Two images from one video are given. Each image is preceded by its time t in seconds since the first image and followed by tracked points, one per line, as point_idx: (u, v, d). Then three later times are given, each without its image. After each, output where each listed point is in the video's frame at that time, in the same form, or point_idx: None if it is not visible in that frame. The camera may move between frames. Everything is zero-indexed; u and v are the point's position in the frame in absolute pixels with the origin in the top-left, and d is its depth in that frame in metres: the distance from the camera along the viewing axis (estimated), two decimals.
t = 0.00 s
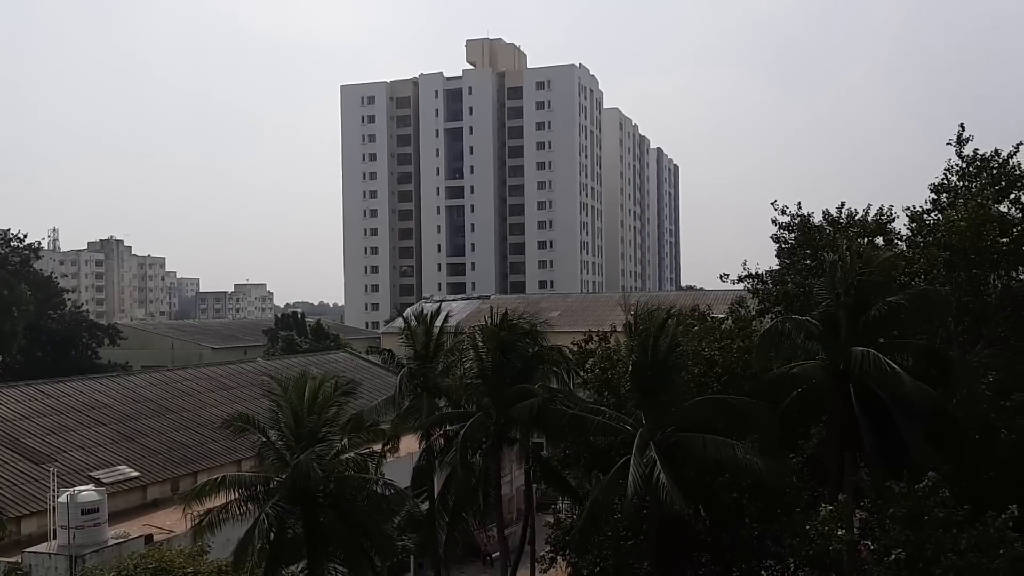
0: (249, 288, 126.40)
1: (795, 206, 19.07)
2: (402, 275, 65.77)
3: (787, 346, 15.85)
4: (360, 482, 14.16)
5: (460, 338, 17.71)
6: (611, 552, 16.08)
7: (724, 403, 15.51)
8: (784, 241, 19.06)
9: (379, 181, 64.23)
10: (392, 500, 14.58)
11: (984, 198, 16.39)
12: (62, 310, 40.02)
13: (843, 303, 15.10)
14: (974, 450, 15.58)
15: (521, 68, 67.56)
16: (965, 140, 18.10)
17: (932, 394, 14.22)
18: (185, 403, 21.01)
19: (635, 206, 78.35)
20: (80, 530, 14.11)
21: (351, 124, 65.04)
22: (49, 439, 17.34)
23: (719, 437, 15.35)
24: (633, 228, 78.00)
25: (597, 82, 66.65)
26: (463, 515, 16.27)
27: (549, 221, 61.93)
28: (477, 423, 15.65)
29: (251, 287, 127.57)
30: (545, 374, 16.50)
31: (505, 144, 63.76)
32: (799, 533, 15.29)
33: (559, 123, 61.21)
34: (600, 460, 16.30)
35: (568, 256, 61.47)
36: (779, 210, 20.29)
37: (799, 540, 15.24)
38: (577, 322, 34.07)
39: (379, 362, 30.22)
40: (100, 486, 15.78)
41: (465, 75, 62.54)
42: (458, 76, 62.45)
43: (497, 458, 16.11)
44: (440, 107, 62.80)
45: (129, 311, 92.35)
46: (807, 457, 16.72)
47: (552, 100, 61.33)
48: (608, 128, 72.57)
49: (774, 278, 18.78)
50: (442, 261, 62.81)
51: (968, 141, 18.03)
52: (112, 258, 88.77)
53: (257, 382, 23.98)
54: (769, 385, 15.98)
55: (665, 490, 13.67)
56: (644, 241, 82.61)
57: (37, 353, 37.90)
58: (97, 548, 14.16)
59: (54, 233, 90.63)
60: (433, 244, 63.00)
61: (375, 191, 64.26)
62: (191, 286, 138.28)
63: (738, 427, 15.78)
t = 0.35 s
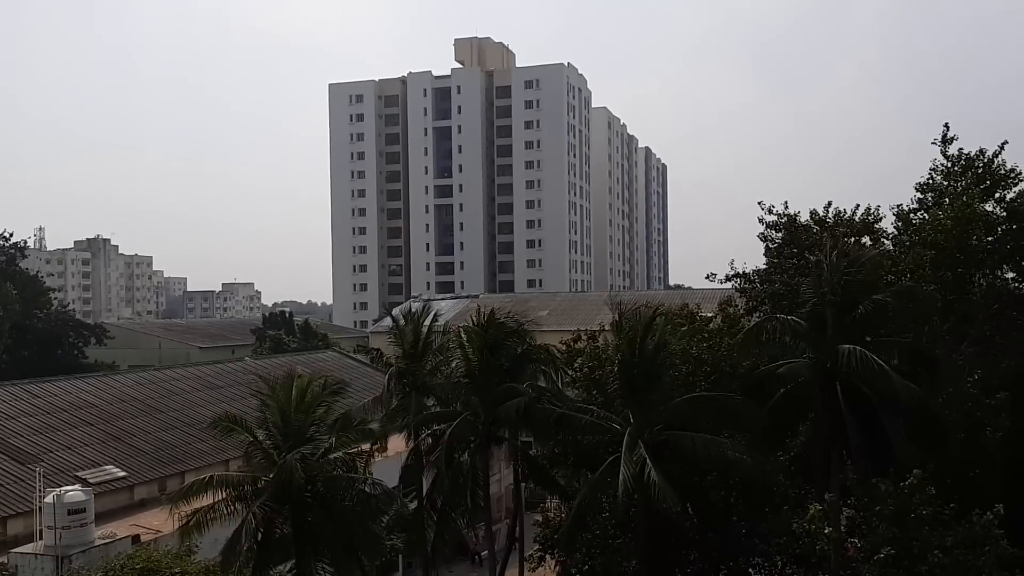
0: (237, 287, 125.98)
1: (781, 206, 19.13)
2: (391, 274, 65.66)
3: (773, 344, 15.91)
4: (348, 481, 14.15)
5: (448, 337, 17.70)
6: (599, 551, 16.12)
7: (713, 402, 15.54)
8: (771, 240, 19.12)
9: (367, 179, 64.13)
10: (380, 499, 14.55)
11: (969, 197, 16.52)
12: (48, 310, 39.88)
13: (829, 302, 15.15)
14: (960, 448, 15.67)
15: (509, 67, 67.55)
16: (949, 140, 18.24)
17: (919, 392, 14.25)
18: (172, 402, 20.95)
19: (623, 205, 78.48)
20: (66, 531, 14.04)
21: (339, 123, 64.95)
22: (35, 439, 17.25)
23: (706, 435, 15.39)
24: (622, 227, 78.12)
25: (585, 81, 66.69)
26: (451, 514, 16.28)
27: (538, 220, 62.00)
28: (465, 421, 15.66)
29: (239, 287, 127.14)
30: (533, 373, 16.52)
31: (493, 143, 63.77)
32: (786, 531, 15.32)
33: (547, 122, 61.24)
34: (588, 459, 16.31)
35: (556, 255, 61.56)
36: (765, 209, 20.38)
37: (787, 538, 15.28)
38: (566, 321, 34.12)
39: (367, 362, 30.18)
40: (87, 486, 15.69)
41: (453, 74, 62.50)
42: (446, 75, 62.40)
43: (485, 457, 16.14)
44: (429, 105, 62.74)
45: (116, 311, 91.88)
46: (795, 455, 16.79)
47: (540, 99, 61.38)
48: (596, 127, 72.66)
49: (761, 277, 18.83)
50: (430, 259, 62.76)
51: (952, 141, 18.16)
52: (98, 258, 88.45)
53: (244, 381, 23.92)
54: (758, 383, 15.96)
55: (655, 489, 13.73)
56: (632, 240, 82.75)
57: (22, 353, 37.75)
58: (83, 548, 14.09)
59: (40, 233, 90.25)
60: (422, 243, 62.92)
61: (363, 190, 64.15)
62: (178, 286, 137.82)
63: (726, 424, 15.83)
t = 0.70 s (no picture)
0: (223, 287, 125.45)
1: (766, 206, 19.16)
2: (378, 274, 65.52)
3: (759, 343, 15.98)
4: (336, 483, 14.08)
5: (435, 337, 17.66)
6: (586, 551, 16.13)
7: (699, 401, 15.58)
8: (756, 241, 19.16)
9: (354, 179, 64.00)
10: (368, 500, 14.49)
11: (953, 197, 16.62)
12: (33, 310, 39.67)
13: (815, 301, 15.22)
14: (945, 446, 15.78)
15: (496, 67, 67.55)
16: (933, 140, 18.32)
17: (905, 390, 14.34)
18: (158, 404, 20.86)
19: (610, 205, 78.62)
20: (52, 533, 13.95)
21: (326, 123, 64.80)
22: (20, 441, 17.13)
23: (693, 434, 15.43)
24: (609, 227, 78.26)
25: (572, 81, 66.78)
26: (438, 515, 16.26)
27: (525, 220, 62.06)
28: (451, 422, 15.66)
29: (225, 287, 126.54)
30: (520, 373, 16.55)
31: (481, 143, 63.75)
32: (773, 530, 15.36)
33: (535, 122, 61.31)
34: (576, 459, 16.31)
35: (544, 256, 61.65)
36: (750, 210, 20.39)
37: (774, 537, 15.33)
38: (554, 321, 34.14)
39: (354, 362, 30.09)
40: (72, 488, 15.60)
41: (441, 74, 62.43)
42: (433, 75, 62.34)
43: (472, 458, 16.08)
44: (417, 105, 62.71)
45: (101, 312, 91.42)
46: (782, 454, 16.86)
47: (528, 99, 61.45)
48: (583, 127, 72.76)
49: (747, 277, 18.85)
50: (418, 260, 62.66)
51: (936, 141, 18.23)
52: (84, 258, 87.95)
53: (230, 382, 23.85)
54: (744, 382, 15.99)
55: (645, 488, 13.75)
56: (619, 240, 82.91)
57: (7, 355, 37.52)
58: (68, 551, 14.01)
59: (24, 234, 89.70)
60: (410, 243, 62.79)
61: (350, 190, 64.02)
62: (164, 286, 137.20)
63: (713, 424, 15.87)
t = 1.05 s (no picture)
0: (206, 288, 124.72)
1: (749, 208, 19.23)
2: (362, 275, 65.35)
3: (741, 343, 16.06)
4: (319, 484, 14.04)
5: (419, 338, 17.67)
6: (571, 552, 16.12)
7: (683, 401, 15.62)
8: (738, 242, 19.22)
9: (338, 180, 63.82)
10: (351, 501, 14.47)
11: (933, 198, 16.77)
12: (15, 310, 39.39)
13: (799, 301, 15.24)
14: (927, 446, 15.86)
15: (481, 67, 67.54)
16: (913, 142, 18.46)
17: (887, 390, 14.43)
18: (140, 405, 20.73)
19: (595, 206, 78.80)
20: (32, 536, 13.81)
21: (310, 123, 64.58)
22: None
23: (676, 435, 15.45)
24: (593, 228, 78.45)
25: (557, 82, 66.90)
26: (422, 516, 16.22)
27: (510, 221, 62.13)
28: (434, 423, 15.62)
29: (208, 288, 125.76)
30: (504, 374, 16.54)
31: (465, 143, 63.73)
32: (756, 530, 15.42)
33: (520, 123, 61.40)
34: (560, 459, 16.31)
35: (529, 256, 61.76)
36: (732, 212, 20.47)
37: (757, 537, 15.39)
38: (538, 322, 34.19)
39: (337, 362, 30.00)
40: (52, 490, 15.48)
41: (425, 74, 62.34)
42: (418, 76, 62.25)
43: (456, 459, 16.09)
44: (401, 105, 62.40)
45: (82, 312, 90.71)
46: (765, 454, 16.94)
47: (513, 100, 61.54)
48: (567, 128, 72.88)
49: (730, 279, 18.91)
50: (402, 260, 62.50)
51: (917, 142, 18.38)
52: (65, 258, 87.23)
53: (213, 383, 23.74)
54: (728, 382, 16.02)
55: (631, 488, 13.75)
56: (604, 241, 83.11)
57: None
58: (49, 553, 13.89)
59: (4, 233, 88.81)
60: (394, 244, 62.61)
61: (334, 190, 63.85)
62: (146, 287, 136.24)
63: (696, 424, 15.90)
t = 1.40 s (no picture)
0: (193, 289, 124.23)
1: (735, 209, 19.30)
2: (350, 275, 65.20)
3: (728, 343, 16.15)
4: (307, 485, 14.01)
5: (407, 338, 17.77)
6: (560, 552, 16.10)
7: (670, 401, 15.65)
8: (724, 243, 19.27)
9: (325, 180, 63.71)
10: (339, 503, 14.42)
11: (918, 198, 16.86)
12: None
13: (786, 301, 15.26)
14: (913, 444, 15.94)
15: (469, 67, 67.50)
16: (898, 143, 18.56)
17: (873, 389, 14.51)
18: (127, 406, 20.64)
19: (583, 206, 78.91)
20: (18, 538, 13.74)
21: (297, 123, 64.39)
22: None
23: (664, 434, 15.48)
24: (582, 228, 78.58)
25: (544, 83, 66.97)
26: (410, 517, 16.18)
27: (498, 221, 62.16)
28: (423, 423, 15.61)
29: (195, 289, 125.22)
30: (492, 374, 16.55)
31: (453, 143, 63.68)
32: (743, 530, 15.49)
33: (508, 123, 61.46)
34: (548, 460, 16.31)
35: (517, 257, 61.83)
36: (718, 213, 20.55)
37: (743, 536, 15.49)
38: (527, 322, 34.21)
39: (325, 363, 29.94)
40: (37, 492, 15.39)
41: (413, 74, 62.24)
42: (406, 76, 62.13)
43: (445, 460, 16.18)
44: (388, 106, 62.33)
45: (68, 313, 90.12)
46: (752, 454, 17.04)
47: (501, 100, 61.59)
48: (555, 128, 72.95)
49: (717, 279, 18.94)
50: (390, 261, 62.40)
51: (902, 143, 18.47)
52: (50, 259, 86.73)
53: (200, 384, 23.66)
54: (716, 382, 16.04)
55: (621, 488, 13.76)
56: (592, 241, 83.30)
57: None
58: (35, 556, 13.81)
59: None
60: (382, 245, 62.50)
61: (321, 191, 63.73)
62: (132, 287, 135.90)
63: (684, 423, 15.94)
